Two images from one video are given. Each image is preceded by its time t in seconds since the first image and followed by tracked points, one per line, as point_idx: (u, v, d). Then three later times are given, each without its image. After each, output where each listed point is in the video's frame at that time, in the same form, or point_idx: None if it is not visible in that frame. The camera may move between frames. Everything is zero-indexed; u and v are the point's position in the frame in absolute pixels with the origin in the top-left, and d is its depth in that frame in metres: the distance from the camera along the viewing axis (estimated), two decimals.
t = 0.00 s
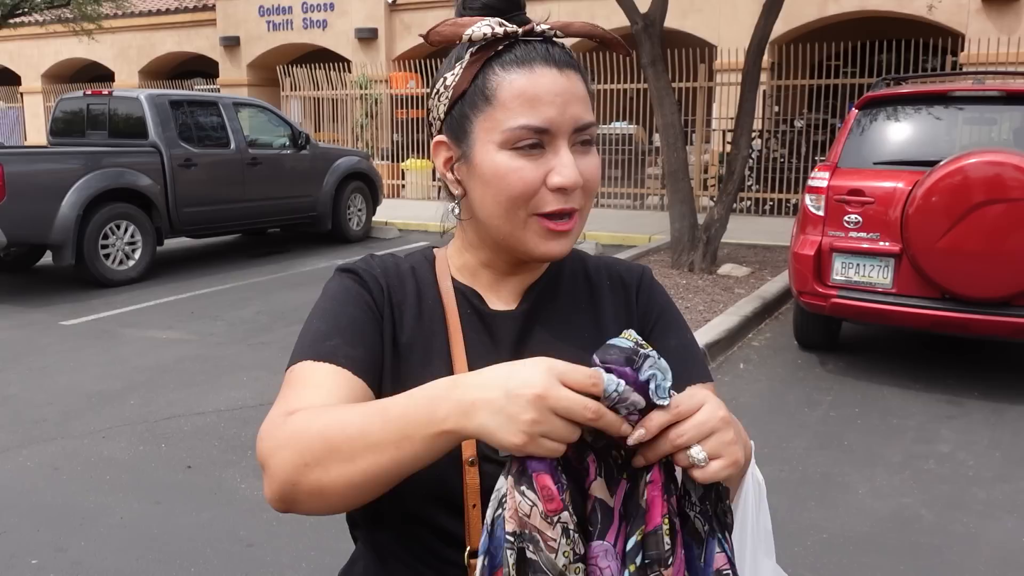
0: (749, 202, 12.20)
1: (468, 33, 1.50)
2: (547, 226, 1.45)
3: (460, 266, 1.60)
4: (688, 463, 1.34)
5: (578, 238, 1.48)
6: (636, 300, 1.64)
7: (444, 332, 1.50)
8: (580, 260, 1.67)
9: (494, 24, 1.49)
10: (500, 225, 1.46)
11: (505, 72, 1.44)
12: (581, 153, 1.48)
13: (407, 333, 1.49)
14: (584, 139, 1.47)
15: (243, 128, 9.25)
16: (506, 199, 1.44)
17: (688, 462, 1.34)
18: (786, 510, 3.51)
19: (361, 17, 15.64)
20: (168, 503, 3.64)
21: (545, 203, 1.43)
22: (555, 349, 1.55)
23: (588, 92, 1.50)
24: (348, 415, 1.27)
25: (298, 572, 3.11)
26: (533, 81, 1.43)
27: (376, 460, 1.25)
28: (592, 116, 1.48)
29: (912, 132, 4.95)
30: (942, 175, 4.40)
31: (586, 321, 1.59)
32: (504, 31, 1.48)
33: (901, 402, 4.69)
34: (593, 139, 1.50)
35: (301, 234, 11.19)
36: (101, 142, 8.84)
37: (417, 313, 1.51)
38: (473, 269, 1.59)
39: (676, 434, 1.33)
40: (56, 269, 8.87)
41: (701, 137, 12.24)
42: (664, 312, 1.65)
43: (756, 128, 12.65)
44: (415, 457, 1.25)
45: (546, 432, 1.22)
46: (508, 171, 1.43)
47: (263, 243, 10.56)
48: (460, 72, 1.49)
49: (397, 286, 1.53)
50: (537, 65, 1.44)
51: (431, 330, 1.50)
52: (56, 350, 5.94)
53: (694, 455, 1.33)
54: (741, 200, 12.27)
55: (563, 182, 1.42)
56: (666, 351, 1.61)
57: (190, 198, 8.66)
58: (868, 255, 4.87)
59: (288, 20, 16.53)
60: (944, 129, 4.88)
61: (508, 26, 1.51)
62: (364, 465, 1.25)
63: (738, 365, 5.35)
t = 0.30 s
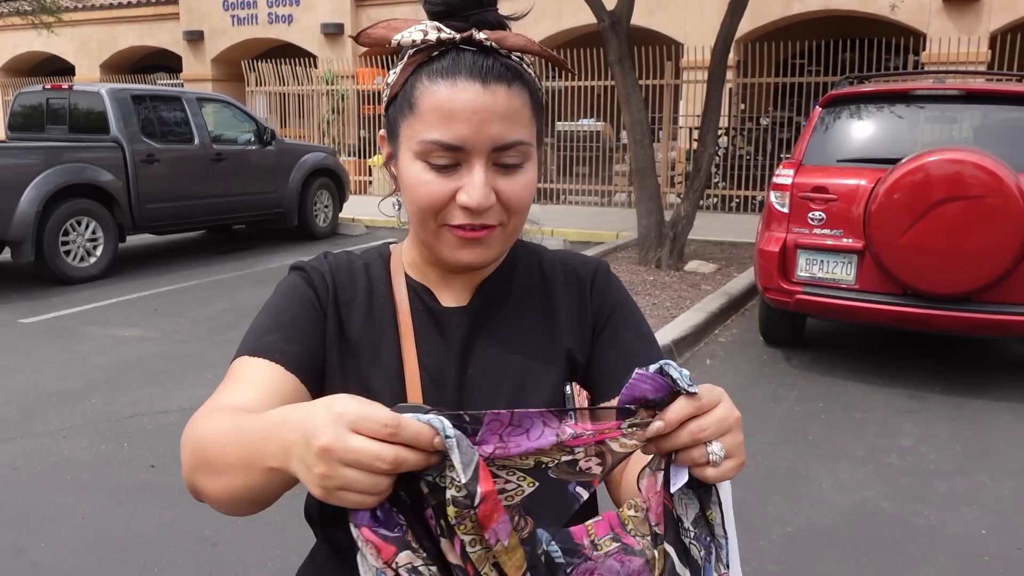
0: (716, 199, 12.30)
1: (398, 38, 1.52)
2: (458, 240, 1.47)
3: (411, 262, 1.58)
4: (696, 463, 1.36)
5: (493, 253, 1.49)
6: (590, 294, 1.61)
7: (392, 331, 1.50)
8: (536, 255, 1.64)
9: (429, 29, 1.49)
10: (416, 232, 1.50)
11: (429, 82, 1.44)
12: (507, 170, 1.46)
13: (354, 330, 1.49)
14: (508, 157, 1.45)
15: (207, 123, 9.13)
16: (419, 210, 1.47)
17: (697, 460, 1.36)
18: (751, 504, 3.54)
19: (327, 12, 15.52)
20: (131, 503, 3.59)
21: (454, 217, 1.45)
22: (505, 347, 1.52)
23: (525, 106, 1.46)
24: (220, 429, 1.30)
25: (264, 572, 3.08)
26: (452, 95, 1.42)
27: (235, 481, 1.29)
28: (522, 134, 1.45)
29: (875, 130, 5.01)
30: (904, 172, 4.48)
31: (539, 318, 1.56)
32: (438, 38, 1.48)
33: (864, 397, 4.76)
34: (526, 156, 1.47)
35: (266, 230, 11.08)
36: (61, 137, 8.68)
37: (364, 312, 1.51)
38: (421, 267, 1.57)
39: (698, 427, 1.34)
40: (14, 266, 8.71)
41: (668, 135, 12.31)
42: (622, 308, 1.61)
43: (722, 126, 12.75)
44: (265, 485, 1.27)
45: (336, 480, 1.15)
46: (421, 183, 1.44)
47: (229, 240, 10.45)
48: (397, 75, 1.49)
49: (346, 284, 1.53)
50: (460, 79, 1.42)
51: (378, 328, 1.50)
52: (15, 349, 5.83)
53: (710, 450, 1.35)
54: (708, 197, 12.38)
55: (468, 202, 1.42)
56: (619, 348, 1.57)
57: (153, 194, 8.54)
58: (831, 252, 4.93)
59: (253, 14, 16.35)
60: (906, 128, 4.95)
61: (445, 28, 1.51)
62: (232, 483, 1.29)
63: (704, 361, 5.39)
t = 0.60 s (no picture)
0: (696, 198, 12.35)
1: (357, 39, 1.52)
2: (418, 241, 1.48)
3: (381, 263, 1.60)
4: (720, 445, 1.42)
5: (456, 254, 1.50)
6: (560, 292, 1.59)
7: (361, 332, 1.52)
8: (507, 253, 1.64)
9: (387, 31, 1.50)
10: (379, 232, 1.52)
11: (387, 84, 1.45)
12: (467, 172, 1.47)
13: (323, 331, 1.51)
14: (468, 159, 1.45)
15: (186, 122, 9.08)
16: (379, 211, 1.48)
17: (720, 443, 1.42)
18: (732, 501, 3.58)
19: (307, 10, 15.45)
20: (111, 504, 3.56)
21: (414, 218, 1.47)
22: (472, 347, 1.53)
23: (485, 108, 1.46)
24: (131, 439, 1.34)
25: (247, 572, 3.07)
26: (409, 98, 1.43)
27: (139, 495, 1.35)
28: (481, 136, 1.46)
29: (853, 130, 5.06)
30: (881, 171, 4.52)
31: (506, 316, 1.56)
32: (397, 40, 1.48)
33: (843, 394, 4.80)
34: (486, 157, 1.47)
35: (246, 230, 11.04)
36: (38, 135, 8.60)
37: (332, 313, 1.53)
38: (390, 266, 1.59)
39: (729, 411, 1.41)
40: None
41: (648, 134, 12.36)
42: (592, 306, 1.59)
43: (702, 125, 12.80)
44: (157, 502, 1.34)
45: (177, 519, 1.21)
46: (380, 185, 1.46)
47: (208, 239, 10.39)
48: (357, 76, 1.51)
49: (314, 285, 1.55)
50: (416, 82, 1.43)
51: (347, 329, 1.52)
52: None
53: (735, 436, 1.42)
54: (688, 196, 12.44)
55: (426, 205, 1.44)
56: (589, 344, 1.55)
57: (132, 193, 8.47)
58: (810, 250, 4.97)
59: (233, 12, 16.26)
60: (883, 127, 5.00)
61: (404, 30, 1.51)
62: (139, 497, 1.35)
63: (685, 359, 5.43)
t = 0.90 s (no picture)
0: (707, 200, 12.34)
1: (377, 47, 1.53)
2: (445, 243, 1.49)
3: (390, 268, 1.61)
4: (717, 446, 1.48)
5: (480, 254, 1.52)
6: (568, 295, 1.62)
7: (371, 339, 1.52)
8: (510, 256, 1.66)
9: (406, 39, 1.50)
10: (402, 237, 1.52)
11: (411, 90, 1.46)
12: (491, 173, 1.49)
13: (331, 340, 1.52)
14: (493, 159, 1.48)
15: (198, 124, 9.13)
16: (406, 216, 1.48)
17: (717, 443, 1.48)
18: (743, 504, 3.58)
19: (318, 13, 15.51)
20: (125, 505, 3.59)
21: (442, 221, 1.48)
22: (482, 349, 1.54)
23: (504, 109, 1.50)
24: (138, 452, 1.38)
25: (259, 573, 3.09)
26: (438, 102, 1.44)
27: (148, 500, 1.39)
28: (504, 136, 1.49)
29: (865, 131, 5.06)
30: (893, 173, 4.51)
31: (516, 316, 1.58)
32: (417, 46, 1.49)
33: (856, 397, 4.79)
34: (508, 157, 1.51)
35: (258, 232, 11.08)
36: (52, 138, 8.66)
37: (340, 320, 1.54)
38: (401, 272, 1.59)
39: (745, 417, 1.47)
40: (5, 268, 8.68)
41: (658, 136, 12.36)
42: (598, 307, 1.62)
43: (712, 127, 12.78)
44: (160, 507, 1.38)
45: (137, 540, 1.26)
46: (409, 189, 1.47)
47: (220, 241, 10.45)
48: (375, 83, 1.50)
49: (320, 294, 1.56)
50: (442, 87, 1.45)
51: (356, 335, 1.53)
52: (9, 351, 5.81)
53: (725, 445, 1.48)
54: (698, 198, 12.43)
55: (458, 206, 1.45)
56: (598, 346, 1.58)
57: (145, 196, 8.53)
58: (822, 253, 4.97)
59: (244, 15, 16.33)
60: (896, 130, 5.00)
61: (422, 38, 1.53)
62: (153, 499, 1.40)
63: (696, 362, 5.43)
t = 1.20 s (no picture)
0: (730, 204, 12.27)
1: (406, 51, 1.52)
2: (478, 242, 1.48)
3: (412, 273, 1.59)
4: (719, 428, 1.42)
5: (511, 254, 1.51)
6: (589, 299, 1.60)
7: (392, 344, 1.52)
8: (532, 258, 1.65)
9: (436, 40, 1.50)
10: (433, 239, 1.50)
11: (443, 91, 1.46)
12: (521, 172, 1.49)
13: (350, 347, 1.52)
14: (523, 158, 1.48)
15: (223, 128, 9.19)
16: (439, 216, 1.47)
17: (720, 425, 1.42)
18: (768, 510, 3.54)
19: (342, 17, 15.59)
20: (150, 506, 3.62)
21: (476, 220, 1.47)
22: (504, 352, 1.53)
23: (533, 111, 1.50)
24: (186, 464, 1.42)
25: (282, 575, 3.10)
26: (471, 103, 1.45)
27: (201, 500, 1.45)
28: (534, 136, 1.49)
29: (892, 135, 5.00)
30: (921, 177, 4.45)
31: (537, 318, 1.57)
32: (446, 48, 1.49)
33: (882, 402, 4.74)
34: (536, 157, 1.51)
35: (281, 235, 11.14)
36: (80, 142, 8.76)
37: (360, 325, 1.53)
38: (426, 276, 1.58)
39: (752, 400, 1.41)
40: (33, 270, 8.80)
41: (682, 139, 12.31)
42: (620, 307, 1.61)
43: (736, 129, 12.71)
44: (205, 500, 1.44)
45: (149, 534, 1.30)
46: (442, 190, 1.46)
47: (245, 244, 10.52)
48: (404, 87, 1.50)
49: (340, 299, 1.55)
50: (474, 87, 1.45)
51: (375, 340, 1.52)
52: (37, 353, 5.88)
53: (723, 432, 1.42)
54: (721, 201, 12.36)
55: (493, 204, 1.44)
56: (621, 348, 1.57)
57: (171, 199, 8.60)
58: (848, 257, 4.92)
59: (268, 20, 16.44)
60: (923, 133, 4.94)
61: (450, 41, 1.53)
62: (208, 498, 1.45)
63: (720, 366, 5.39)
